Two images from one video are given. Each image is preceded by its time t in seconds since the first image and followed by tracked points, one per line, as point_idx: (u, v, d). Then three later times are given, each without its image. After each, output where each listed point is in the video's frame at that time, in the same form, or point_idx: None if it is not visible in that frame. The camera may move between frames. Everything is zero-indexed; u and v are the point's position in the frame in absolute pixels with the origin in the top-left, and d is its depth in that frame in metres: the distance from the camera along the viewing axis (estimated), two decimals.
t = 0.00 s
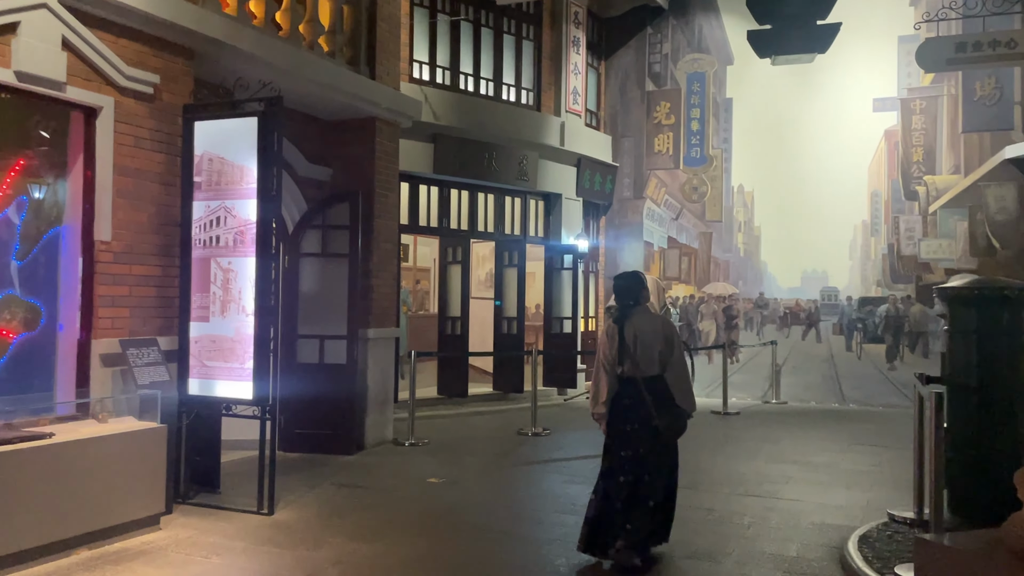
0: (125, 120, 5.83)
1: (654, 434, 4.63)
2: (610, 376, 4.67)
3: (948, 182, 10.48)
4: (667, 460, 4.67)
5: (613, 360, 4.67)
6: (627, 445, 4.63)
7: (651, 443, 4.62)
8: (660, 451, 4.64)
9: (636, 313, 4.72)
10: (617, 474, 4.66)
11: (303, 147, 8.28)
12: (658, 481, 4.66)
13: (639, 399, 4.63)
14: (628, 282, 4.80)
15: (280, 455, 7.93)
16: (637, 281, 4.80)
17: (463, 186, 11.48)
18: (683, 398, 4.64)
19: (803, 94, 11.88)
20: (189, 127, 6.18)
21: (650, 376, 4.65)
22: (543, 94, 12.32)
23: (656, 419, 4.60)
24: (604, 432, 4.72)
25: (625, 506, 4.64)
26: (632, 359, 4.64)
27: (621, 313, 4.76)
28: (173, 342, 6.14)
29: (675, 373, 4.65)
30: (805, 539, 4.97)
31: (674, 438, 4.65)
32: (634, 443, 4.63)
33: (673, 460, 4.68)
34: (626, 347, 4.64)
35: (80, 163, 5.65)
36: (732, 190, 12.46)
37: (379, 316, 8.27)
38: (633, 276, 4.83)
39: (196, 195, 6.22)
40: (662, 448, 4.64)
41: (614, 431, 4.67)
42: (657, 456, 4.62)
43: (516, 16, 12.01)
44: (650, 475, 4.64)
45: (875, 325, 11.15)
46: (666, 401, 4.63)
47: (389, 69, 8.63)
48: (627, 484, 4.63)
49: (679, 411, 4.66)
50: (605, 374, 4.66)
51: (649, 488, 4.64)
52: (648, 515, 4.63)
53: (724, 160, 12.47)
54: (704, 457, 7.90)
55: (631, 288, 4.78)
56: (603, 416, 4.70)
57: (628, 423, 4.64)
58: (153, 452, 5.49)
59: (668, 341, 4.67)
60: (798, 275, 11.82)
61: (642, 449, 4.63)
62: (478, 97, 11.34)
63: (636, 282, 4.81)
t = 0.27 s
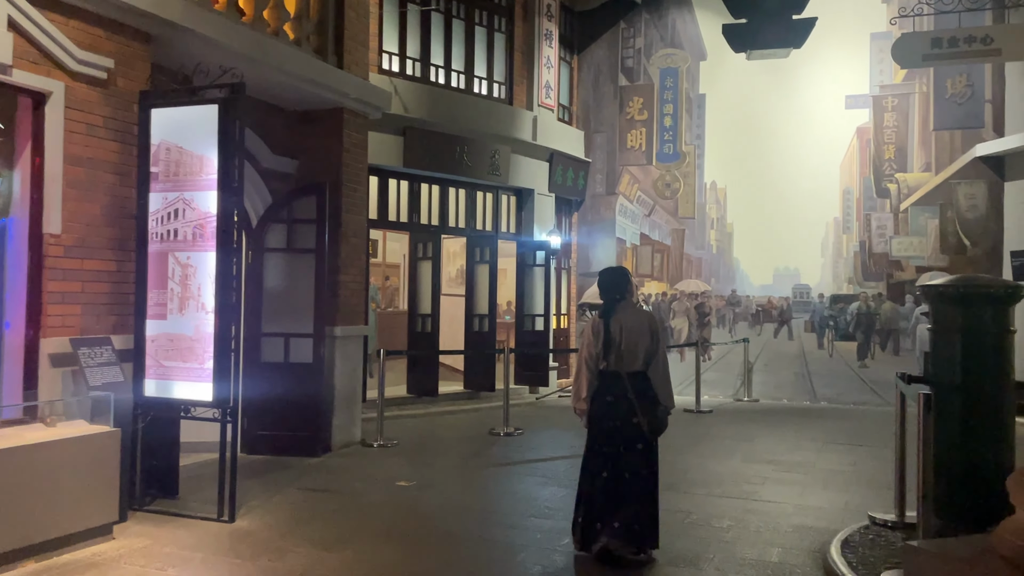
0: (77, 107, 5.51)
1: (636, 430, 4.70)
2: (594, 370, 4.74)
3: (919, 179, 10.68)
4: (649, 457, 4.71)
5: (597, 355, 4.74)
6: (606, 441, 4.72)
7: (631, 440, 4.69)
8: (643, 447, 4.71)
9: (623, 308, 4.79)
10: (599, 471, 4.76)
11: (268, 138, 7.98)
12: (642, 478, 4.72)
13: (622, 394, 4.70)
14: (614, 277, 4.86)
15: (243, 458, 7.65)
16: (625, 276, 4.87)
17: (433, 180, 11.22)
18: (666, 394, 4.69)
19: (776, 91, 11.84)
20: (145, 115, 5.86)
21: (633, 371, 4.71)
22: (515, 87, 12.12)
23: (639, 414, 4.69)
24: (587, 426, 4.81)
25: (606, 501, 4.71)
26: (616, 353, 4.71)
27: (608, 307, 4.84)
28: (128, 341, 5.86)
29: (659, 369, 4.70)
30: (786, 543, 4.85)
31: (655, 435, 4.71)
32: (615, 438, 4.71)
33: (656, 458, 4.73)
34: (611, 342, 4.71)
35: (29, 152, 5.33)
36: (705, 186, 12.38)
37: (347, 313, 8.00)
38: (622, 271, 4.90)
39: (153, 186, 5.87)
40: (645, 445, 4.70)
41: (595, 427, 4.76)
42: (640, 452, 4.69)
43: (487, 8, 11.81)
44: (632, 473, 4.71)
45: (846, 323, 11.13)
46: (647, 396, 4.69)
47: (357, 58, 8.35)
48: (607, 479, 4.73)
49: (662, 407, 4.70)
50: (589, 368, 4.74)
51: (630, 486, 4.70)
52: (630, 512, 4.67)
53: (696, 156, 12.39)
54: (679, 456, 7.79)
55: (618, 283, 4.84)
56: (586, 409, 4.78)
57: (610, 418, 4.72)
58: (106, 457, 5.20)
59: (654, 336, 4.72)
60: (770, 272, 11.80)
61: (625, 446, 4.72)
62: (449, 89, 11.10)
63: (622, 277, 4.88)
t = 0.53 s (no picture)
0: (29, 92, 5.21)
1: (610, 432, 4.59)
2: (571, 370, 4.66)
3: (892, 177, 10.91)
4: (626, 459, 4.59)
5: (576, 354, 4.64)
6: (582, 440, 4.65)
7: (604, 442, 4.59)
8: (616, 448, 4.59)
9: (603, 308, 4.68)
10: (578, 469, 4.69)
11: (234, 130, 7.69)
12: (614, 480, 4.59)
13: (598, 394, 4.60)
14: (598, 277, 4.76)
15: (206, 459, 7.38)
16: (609, 275, 4.76)
17: (405, 175, 11.01)
18: (643, 397, 4.55)
19: (751, 88, 11.80)
20: (103, 101, 5.58)
21: (610, 373, 4.59)
22: (489, 81, 11.94)
23: (613, 415, 4.57)
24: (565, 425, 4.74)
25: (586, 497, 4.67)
26: (593, 354, 4.60)
27: (589, 306, 4.73)
28: (84, 339, 5.55)
29: (637, 371, 4.56)
30: (768, 546, 4.76)
31: (631, 437, 4.58)
32: (591, 438, 4.61)
33: (630, 459, 4.59)
34: (590, 341, 4.60)
35: None
36: (679, 183, 12.33)
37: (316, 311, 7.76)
38: (607, 270, 4.79)
39: (110, 177, 5.63)
40: (616, 446, 4.58)
41: (574, 425, 4.69)
42: (612, 453, 4.57)
43: None
44: (605, 474, 4.59)
45: (819, 321, 11.16)
46: (621, 399, 4.56)
47: (327, 48, 8.10)
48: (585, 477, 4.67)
49: (638, 410, 4.56)
50: (566, 368, 4.66)
51: (604, 488, 4.59)
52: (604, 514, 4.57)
53: (671, 153, 12.33)
54: (655, 456, 7.68)
55: (601, 282, 4.73)
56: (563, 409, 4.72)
57: (586, 418, 4.64)
58: (59, 463, 4.92)
59: (632, 337, 4.59)
60: (743, 271, 11.69)
61: (598, 446, 4.61)
62: (421, 82, 10.89)
63: (607, 277, 4.78)
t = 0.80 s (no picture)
0: None
1: (590, 425, 4.59)
2: (552, 365, 4.69)
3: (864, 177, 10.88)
4: (606, 451, 4.59)
5: (556, 350, 4.67)
6: (561, 431, 4.65)
7: (583, 434, 4.60)
8: (592, 442, 4.58)
9: (584, 304, 4.73)
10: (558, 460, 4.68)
11: (198, 119, 7.38)
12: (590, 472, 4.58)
13: (577, 389, 4.62)
14: (580, 275, 4.83)
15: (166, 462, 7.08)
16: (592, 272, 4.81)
17: (375, 169, 10.76)
18: (622, 392, 4.54)
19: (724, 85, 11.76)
20: (58, 85, 5.33)
21: (589, 368, 4.60)
22: (461, 75, 11.72)
23: (592, 410, 4.57)
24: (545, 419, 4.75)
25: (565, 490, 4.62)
26: (572, 349, 4.62)
27: (571, 302, 4.79)
28: (35, 336, 5.26)
29: (616, 367, 4.56)
30: (750, 548, 4.65)
31: (611, 431, 4.59)
32: (570, 430, 4.62)
33: (609, 452, 4.59)
34: (570, 337, 4.63)
35: None
36: (652, 179, 12.39)
37: (283, 308, 7.51)
38: (589, 268, 4.84)
39: (64, 164, 5.34)
40: (594, 440, 4.57)
41: (553, 418, 4.70)
42: (590, 446, 4.58)
43: None
44: (584, 465, 4.59)
45: (791, 319, 11.12)
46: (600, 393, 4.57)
47: (294, 35, 7.84)
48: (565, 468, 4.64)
49: (617, 405, 4.56)
50: (546, 363, 4.69)
51: (582, 480, 4.58)
52: (584, 505, 4.55)
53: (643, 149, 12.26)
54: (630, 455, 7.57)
55: (582, 280, 4.79)
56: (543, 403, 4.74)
57: (564, 411, 4.64)
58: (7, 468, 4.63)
59: (611, 333, 4.60)
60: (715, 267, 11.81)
61: (576, 440, 4.61)
62: (392, 74, 10.65)
63: (587, 275, 4.83)
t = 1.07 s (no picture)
0: None
1: (578, 426, 4.63)
2: (539, 366, 4.68)
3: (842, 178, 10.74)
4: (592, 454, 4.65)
5: (543, 352, 4.65)
6: (548, 436, 4.65)
7: (571, 436, 4.63)
8: (582, 444, 4.63)
9: (569, 305, 4.75)
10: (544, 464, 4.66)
11: (166, 113, 7.08)
12: (580, 475, 4.62)
13: (565, 390, 4.64)
14: (564, 275, 4.84)
15: (131, 471, 6.79)
16: (575, 273, 4.83)
17: (350, 167, 10.50)
18: (610, 393, 4.62)
19: (703, 85, 11.67)
20: (16, 75, 5.04)
21: (577, 368, 4.63)
22: (438, 71, 11.49)
23: (581, 412, 4.61)
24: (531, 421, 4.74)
25: (555, 494, 4.59)
26: (561, 350, 4.63)
27: (555, 303, 4.79)
28: None
29: (604, 368, 4.63)
30: (739, 561, 4.52)
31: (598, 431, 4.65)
32: (557, 434, 4.64)
33: (596, 454, 4.65)
34: (557, 337, 4.64)
35: None
36: (630, 180, 12.13)
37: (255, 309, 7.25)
38: (571, 268, 4.86)
39: (23, 159, 5.05)
40: (584, 443, 4.62)
41: (539, 421, 4.69)
42: (579, 448, 4.62)
43: None
44: (570, 468, 4.63)
45: (768, 321, 11.22)
46: (588, 393, 4.62)
47: (267, 28, 7.58)
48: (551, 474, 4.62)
49: (604, 405, 4.63)
50: (534, 364, 4.67)
51: (569, 482, 4.62)
52: (570, 509, 4.58)
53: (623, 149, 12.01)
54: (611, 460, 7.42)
55: (567, 280, 4.81)
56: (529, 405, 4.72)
57: (552, 413, 4.65)
58: None
59: (598, 333, 4.65)
60: (694, 269, 11.65)
61: (566, 442, 4.64)
62: (367, 70, 10.41)
63: (571, 276, 4.86)
